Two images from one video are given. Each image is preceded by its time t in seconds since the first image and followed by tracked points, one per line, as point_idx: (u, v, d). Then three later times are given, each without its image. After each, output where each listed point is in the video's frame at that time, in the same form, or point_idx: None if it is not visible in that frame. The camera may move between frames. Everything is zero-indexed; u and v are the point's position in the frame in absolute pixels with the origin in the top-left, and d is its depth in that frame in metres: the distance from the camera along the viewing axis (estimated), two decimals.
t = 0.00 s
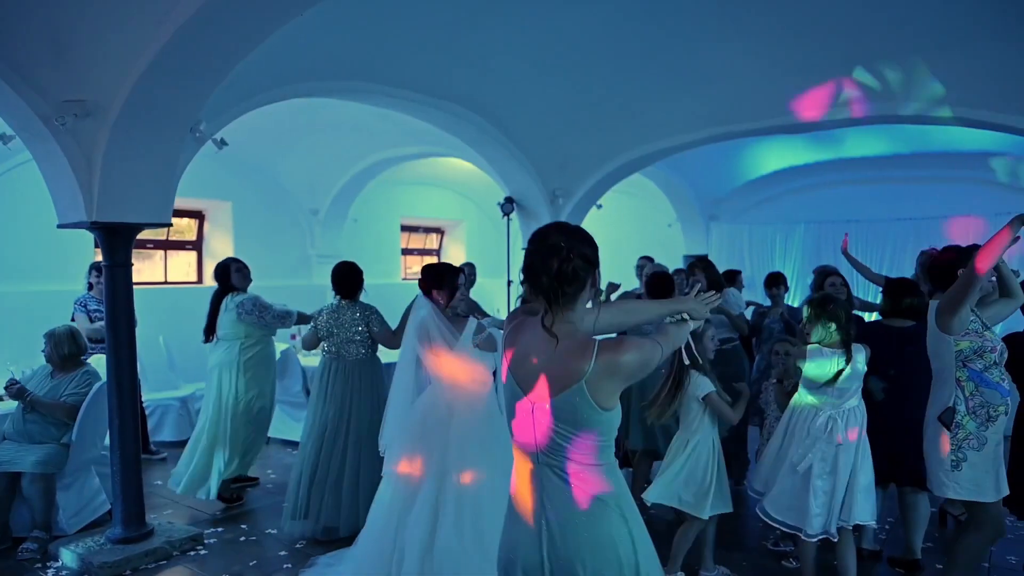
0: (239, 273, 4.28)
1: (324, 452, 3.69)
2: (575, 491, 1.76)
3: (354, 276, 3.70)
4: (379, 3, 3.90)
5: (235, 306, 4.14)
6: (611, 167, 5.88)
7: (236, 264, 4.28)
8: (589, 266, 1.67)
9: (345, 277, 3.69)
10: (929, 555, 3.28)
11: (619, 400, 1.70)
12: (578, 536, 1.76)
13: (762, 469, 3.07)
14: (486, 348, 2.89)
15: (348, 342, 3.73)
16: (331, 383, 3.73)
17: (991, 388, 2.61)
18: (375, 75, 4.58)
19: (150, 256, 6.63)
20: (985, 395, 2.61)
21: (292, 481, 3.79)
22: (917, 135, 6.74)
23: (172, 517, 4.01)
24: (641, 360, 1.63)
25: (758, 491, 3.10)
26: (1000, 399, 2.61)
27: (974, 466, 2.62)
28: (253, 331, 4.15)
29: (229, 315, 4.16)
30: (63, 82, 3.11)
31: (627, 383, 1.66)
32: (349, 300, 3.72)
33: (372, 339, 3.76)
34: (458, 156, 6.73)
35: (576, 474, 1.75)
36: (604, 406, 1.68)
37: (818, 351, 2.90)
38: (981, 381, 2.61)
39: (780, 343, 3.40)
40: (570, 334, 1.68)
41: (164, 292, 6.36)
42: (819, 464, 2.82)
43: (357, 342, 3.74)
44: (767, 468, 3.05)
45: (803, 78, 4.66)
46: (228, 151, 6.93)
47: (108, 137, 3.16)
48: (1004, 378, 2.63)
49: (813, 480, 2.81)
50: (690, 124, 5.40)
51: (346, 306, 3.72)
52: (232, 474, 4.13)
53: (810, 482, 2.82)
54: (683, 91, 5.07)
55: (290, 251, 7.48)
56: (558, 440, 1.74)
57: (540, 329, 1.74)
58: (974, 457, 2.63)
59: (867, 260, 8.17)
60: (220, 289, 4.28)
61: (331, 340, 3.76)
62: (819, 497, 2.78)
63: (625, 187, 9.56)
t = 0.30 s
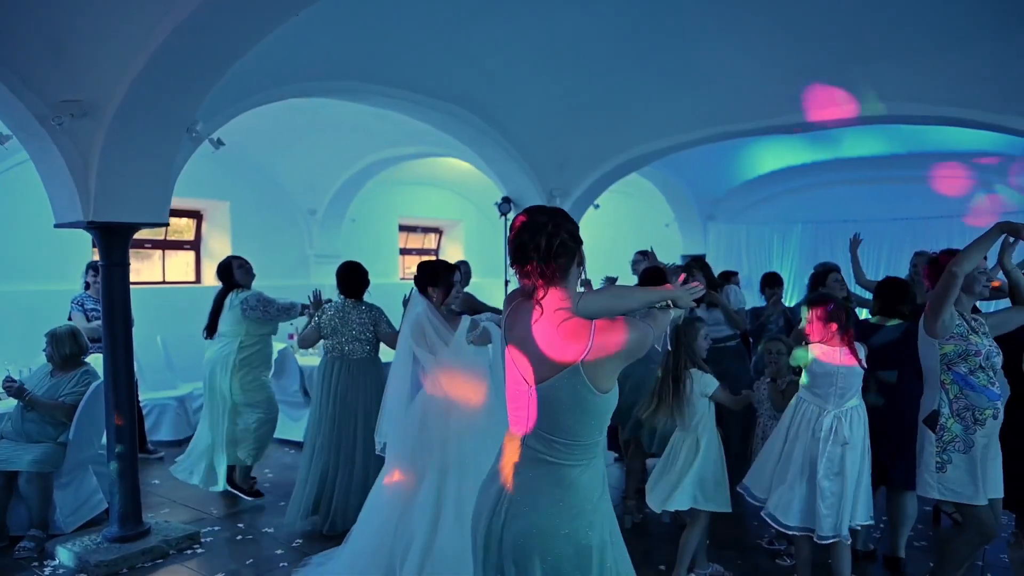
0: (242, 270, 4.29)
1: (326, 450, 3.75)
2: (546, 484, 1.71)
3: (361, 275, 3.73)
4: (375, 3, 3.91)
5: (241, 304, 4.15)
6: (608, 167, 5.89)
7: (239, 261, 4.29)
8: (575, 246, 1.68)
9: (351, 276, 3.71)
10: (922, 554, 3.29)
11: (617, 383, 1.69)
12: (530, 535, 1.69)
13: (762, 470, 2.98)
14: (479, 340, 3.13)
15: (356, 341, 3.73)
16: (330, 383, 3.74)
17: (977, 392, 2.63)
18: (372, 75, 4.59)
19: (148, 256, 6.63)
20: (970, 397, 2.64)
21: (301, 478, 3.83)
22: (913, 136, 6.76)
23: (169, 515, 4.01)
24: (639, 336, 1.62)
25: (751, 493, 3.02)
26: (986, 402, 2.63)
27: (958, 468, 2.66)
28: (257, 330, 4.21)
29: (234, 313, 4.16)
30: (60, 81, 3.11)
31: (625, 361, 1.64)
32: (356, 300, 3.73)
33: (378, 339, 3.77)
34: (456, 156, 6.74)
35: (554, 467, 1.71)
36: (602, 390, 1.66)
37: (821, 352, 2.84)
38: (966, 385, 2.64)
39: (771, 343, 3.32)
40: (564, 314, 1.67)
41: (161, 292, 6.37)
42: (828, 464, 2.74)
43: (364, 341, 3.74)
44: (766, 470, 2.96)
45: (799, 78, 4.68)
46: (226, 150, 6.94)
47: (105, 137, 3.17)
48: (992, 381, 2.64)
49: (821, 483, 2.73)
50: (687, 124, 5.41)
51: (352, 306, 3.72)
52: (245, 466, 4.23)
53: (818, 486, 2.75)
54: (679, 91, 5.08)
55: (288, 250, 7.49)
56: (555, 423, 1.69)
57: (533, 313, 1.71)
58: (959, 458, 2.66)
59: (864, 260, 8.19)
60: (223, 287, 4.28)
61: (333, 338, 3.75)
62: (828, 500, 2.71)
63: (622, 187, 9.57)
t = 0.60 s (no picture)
0: (246, 271, 4.25)
1: (324, 448, 3.76)
2: (535, 510, 1.70)
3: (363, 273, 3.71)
4: (372, 3, 3.93)
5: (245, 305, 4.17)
6: (605, 167, 5.91)
7: (242, 263, 4.24)
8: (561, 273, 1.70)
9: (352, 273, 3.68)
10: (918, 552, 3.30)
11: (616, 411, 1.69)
12: (514, 562, 1.68)
13: (771, 480, 2.91)
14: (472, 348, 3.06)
15: (356, 341, 3.73)
16: (329, 382, 3.75)
17: (960, 381, 2.63)
18: (369, 76, 4.61)
19: (147, 256, 6.65)
20: (953, 388, 2.65)
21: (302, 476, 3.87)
22: (910, 136, 6.78)
23: (167, 515, 4.03)
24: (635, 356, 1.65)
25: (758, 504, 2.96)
26: (970, 392, 2.63)
27: (937, 455, 2.68)
28: (258, 332, 4.21)
29: (239, 312, 4.17)
30: (58, 82, 3.13)
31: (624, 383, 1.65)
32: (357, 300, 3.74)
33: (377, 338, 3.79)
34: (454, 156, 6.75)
35: (544, 496, 1.70)
36: (603, 418, 1.66)
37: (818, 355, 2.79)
38: (949, 374, 2.65)
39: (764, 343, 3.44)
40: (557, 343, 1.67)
41: (160, 292, 6.38)
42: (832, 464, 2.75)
43: (363, 340, 3.75)
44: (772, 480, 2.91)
45: (795, 78, 4.70)
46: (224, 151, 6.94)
47: (102, 137, 3.18)
48: (978, 372, 2.62)
49: (831, 484, 2.74)
50: (684, 124, 5.42)
51: (355, 305, 3.73)
52: (260, 471, 4.16)
53: (827, 487, 2.75)
54: (676, 91, 5.09)
55: (287, 251, 7.51)
56: (554, 452, 1.66)
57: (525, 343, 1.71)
58: (939, 446, 2.69)
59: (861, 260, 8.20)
60: (227, 286, 4.25)
61: (331, 336, 3.75)
62: (837, 501, 2.72)
63: (620, 187, 9.58)
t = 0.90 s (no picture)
0: (247, 276, 4.27)
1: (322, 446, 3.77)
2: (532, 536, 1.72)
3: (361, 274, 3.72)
4: (369, 5, 3.94)
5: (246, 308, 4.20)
6: (603, 167, 5.92)
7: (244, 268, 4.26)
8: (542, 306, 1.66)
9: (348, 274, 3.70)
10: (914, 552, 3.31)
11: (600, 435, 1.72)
12: None
13: (773, 485, 2.87)
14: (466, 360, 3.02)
15: (348, 344, 3.73)
16: (328, 382, 3.74)
17: (952, 381, 2.63)
18: (367, 76, 4.62)
19: (146, 256, 6.66)
20: (943, 386, 2.65)
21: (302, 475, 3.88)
22: (908, 137, 6.79)
23: (166, 514, 4.04)
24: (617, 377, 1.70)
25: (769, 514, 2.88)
26: (961, 393, 2.62)
27: (922, 452, 2.70)
28: (255, 333, 4.21)
29: (240, 315, 4.20)
30: (56, 83, 3.14)
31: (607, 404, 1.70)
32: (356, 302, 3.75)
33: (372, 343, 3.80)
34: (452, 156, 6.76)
35: (545, 518, 1.71)
36: (589, 442, 1.68)
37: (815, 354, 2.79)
38: (942, 374, 2.65)
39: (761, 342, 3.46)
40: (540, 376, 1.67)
41: (159, 292, 6.39)
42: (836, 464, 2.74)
43: (357, 343, 3.75)
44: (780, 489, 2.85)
45: (793, 78, 4.71)
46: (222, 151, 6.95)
47: (100, 138, 3.19)
48: (972, 374, 2.61)
49: (832, 489, 2.74)
50: (682, 125, 5.44)
51: (353, 306, 3.73)
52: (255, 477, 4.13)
53: (828, 489, 2.75)
54: (674, 92, 5.11)
55: (286, 251, 7.52)
56: (544, 477, 1.68)
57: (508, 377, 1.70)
58: (924, 443, 2.70)
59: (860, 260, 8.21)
60: (226, 290, 4.24)
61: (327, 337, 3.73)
62: (840, 502, 2.72)
63: (619, 187, 9.59)
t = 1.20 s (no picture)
0: (245, 274, 4.24)
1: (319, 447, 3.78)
2: (516, 525, 1.75)
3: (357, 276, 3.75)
4: (367, 6, 3.95)
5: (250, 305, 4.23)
6: (600, 167, 5.92)
7: (243, 267, 4.23)
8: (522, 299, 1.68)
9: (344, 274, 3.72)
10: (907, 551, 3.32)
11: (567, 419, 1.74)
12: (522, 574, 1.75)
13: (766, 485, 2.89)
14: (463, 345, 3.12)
15: (348, 346, 3.74)
16: (324, 382, 3.76)
17: (945, 390, 2.64)
18: (365, 77, 4.63)
19: (145, 256, 6.67)
20: (935, 395, 2.66)
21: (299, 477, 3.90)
22: (906, 137, 6.79)
23: (164, 513, 4.05)
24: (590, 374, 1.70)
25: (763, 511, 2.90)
26: (952, 402, 2.63)
27: (911, 458, 2.71)
28: (255, 333, 4.23)
29: (241, 314, 4.22)
30: (54, 83, 3.15)
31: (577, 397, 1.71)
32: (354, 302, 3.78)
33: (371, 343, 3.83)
34: (450, 156, 6.77)
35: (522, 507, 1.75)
36: (554, 425, 1.70)
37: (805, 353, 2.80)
38: (936, 382, 2.66)
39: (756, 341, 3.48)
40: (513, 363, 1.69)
41: (157, 293, 6.41)
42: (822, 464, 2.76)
43: (356, 344, 3.76)
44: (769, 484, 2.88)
45: (789, 79, 4.72)
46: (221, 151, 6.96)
47: (98, 138, 3.21)
48: (965, 383, 2.61)
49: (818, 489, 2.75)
50: (679, 125, 5.44)
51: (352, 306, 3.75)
52: (254, 474, 4.14)
53: (815, 489, 2.76)
54: (671, 92, 5.12)
55: (284, 250, 7.53)
56: (513, 464, 1.71)
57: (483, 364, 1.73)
58: (913, 450, 2.70)
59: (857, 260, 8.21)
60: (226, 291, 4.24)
61: (322, 338, 3.72)
62: (827, 503, 2.73)
63: (616, 187, 9.60)
